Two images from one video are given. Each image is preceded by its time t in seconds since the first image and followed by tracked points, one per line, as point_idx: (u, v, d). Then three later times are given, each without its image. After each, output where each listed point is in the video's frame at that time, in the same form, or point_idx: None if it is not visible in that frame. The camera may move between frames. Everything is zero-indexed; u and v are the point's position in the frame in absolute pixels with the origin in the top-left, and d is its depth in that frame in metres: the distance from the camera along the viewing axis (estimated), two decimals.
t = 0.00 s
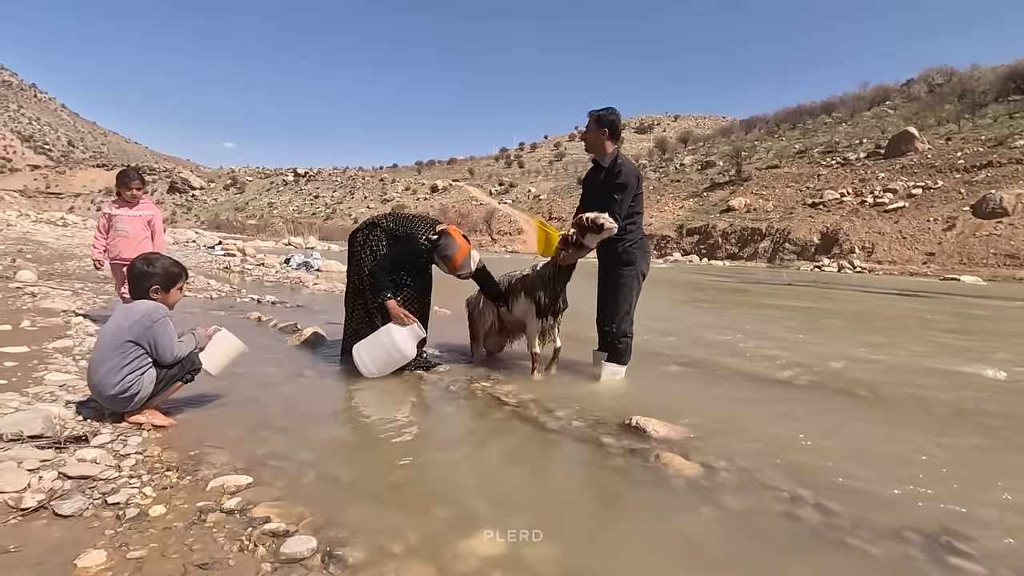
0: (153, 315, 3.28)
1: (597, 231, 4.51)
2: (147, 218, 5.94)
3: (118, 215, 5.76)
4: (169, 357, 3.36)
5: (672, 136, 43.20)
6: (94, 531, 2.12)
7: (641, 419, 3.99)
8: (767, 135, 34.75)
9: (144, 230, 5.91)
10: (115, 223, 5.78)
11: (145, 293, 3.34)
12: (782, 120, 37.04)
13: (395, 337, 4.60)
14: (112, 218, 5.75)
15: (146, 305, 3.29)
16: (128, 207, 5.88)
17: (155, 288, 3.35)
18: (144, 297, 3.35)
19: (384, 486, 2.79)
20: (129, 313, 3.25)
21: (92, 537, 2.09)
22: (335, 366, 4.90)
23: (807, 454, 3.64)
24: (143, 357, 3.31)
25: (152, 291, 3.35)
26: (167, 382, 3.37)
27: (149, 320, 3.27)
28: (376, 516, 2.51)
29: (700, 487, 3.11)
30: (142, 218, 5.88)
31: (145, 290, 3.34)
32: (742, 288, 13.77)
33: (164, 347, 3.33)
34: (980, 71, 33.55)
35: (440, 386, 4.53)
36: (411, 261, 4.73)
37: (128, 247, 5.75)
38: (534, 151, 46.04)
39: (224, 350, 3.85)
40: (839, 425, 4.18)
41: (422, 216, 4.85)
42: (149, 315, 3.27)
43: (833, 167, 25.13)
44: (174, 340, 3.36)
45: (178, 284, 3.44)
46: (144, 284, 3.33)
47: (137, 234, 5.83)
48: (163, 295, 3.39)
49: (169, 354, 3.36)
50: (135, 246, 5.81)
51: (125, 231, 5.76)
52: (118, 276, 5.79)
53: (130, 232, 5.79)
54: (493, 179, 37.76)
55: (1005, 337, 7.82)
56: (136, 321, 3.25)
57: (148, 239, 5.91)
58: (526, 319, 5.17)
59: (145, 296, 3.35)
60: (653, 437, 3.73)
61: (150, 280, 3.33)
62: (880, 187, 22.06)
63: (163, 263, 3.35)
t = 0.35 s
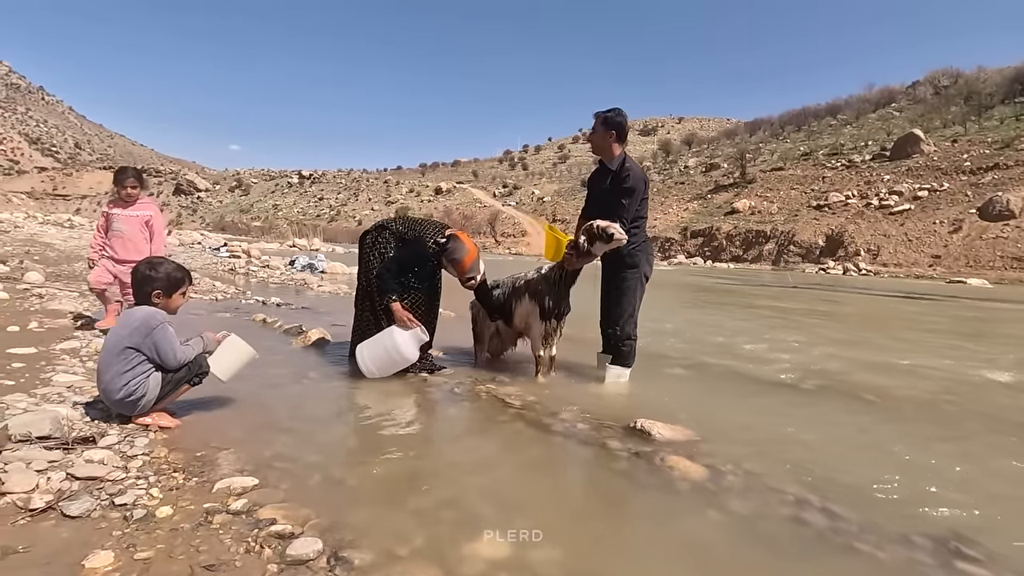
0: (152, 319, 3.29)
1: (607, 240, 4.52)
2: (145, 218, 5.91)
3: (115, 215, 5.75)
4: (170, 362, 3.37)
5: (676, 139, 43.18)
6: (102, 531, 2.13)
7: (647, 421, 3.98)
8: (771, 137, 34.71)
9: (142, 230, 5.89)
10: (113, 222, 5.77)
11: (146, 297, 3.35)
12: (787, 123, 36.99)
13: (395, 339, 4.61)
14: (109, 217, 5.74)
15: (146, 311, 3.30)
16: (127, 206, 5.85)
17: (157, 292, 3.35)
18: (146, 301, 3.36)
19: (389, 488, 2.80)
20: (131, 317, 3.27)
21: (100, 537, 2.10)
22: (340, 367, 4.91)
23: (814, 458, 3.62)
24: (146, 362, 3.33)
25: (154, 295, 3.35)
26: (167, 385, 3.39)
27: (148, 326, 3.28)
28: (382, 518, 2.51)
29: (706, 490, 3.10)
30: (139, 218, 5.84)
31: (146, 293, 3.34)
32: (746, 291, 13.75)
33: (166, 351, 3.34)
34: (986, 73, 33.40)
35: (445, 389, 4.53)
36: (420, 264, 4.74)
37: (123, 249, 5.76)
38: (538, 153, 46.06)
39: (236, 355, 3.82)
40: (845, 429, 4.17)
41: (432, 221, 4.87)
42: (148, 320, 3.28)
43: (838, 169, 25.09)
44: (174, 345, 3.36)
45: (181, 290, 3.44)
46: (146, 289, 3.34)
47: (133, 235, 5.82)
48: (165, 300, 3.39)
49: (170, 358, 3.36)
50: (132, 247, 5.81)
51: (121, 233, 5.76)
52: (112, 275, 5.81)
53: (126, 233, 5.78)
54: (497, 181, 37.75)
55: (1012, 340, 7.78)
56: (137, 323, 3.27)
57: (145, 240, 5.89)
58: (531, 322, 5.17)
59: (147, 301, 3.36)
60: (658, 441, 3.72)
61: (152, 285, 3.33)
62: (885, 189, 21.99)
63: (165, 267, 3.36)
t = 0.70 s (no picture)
0: (158, 322, 3.31)
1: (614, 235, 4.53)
2: (120, 214, 5.68)
3: (89, 214, 5.52)
4: (176, 365, 3.38)
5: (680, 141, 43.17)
6: (107, 532, 2.15)
7: (650, 424, 3.97)
8: (775, 139, 34.66)
9: (119, 227, 5.66)
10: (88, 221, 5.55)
11: (153, 300, 3.37)
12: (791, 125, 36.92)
13: (403, 341, 4.68)
14: (83, 217, 5.53)
15: (151, 314, 3.31)
16: (100, 203, 5.62)
17: (164, 296, 3.37)
18: (152, 304, 3.38)
19: (393, 490, 2.81)
20: (136, 320, 3.29)
21: (106, 538, 2.11)
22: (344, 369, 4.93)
23: (819, 461, 3.61)
24: (152, 365, 3.35)
25: (160, 299, 3.37)
26: (175, 386, 3.42)
27: (152, 329, 3.29)
28: (385, 519, 2.52)
29: (710, 493, 3.10)
30: (115, 215, 5.62)
31: (153, 295, 3.36)
32: (750, 293, 13.72)
33: (172, 355, 3.36)
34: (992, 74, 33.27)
35: (448, 390, 4.54)
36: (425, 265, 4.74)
37: (101, 249, 5.54)
38: (541, 155, 46.06)
39: (240, 359, 3.83)
40: (849, 433, 4.16)
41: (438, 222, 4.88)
42: (153, 324, 3.29)
43: (842, 171, 25.03)
44: (179, 348, 3.37)
45: (187, 294, 3.45)
46: (152, 291, 3.35)
47: (111, 234, 5.61)
48: (171, 304, 3.40)
49: (175, 360, 3.37)
50: (112, 246, 5.59)
51: (99, 232, 5.53)
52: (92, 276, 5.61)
53: (103, 232, 5.57)
54: (500, 183, 37.75)
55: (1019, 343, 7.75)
56: (143, 326, 3.28)
57: (124, 237, 5.67)
58: (535, 322, 5.18)
59: (154, 304, 3.38)
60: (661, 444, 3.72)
61: (158, 288, 3.35)
62: (890, 192, 21.93)
63: (172, 271, 3.38)
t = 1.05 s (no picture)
0: (162, 323, 3.32)
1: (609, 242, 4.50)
2: (103, 206, 5.36)
3: (68, 204, 5.21)
4: (181, 366, 3.40)
5: (684, 143, 43.09)
6: (112, 532, 2.16)
7: (653, 427, 3.97)
8: (779, 141, 34.60)
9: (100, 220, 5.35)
10: (67, 212, 5.27)
11: (157, 303, 3.38)
12: (795, 127, 36.83)
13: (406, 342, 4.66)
14: (62, 208, 5.24)
15: (154, 316, 3.33)
16: (81, 194, 5.31)
17: (167, 298, 3.38)
18: (156, 306, 3.39)
19: (395, 491, 2.81)
20: (140, 322, 3.30)
21: (110, 538, 2.12)
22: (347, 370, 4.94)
23: (822, 464, 3.60)
24: (155, 367, 3.36)
25: (163, 301, 3.38)
26: (180, 388, 3.45)
27: (155, 331, 3.30)
28: (387, 520, 2.52)
29: (712, 496, 3.09)
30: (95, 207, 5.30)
31: (156, 297, 3.37)
32: (754, 295, 13.69)
33: (176, 357, 3.37)
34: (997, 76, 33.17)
35: (451, 392, 4.55)
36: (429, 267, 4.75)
37: (79, 242, 5.25)
38: (544, 157, 46.06)
39: (241, 360, 3.85)
40: (854, 436, 4.14)
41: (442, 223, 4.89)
42: (156, 326, 3.30)
43: (847, 173, 24.98)
44: (181, 349, 3.37)
45: (191, 296, 3.46)
46: (155, 293, 3.36)
47: (91, 226, 5.30)
48: (175, 307, 3.41)
49: (179, 361, 3.38)
50: (91, 240, 5.29)
51: (76, 224, 5.24)
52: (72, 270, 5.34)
53: (83, 225, 5.26)
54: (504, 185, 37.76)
55: None
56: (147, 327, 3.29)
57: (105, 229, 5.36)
58: (535, 324, 5.18)
59: (157, 306, 3.39)
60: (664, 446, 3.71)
61: (161, 291, 3.36)
62: (894, 194, 21.89)
63: (177, 273, 3.40)
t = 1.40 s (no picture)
0: (166, 325, 3.33)
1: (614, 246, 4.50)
2: (88, 205, 4.83)
3: (50, 201, 4.74)
4: (185, 367, 3.40)
5: (687, 144, 43.03)
6: (115, 533, 2.16)
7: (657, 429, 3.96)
8: (783, 142, 34.53)
9: (84, 219, 4.82)
10: (50, 210, 4.77)
11: (159, 304, 3.38)
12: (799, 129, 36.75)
13: (416, 338, 4.64)
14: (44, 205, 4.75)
15: (157, 317, 3.33)
16: (67, 190, 4.80)
17: (170, 299, 3.38)
18: (159, 307, 3.39)
19: (398, 493, 2.81)
20: (143, 323, 3.30)
21: (114, 539, 2.12)
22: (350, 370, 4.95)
23: (827, 467, 3.59)
24: (158, 368, 3.36)
25: (166, 302, 3.39)
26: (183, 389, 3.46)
27: (159, 332, 3.30)
28: (390, 521, 2.52)
29: (716, 499, 3.09)
30: (79, 205, 4.78)
31: (159, 297, 3.37)
32: (758, 297, 13.68)
33: (179, 358, 3.37)
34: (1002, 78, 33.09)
35: (453, 394, 4.55)
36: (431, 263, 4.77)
37: (58, 243, 4.74)
38: (547, 159, 46.06)
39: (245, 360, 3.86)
40: (858, 439, 4.13)
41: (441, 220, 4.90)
42: (160, 327, 3.31)
43: (850, 175, 24.95)
44: (185, 349, 3.38)
45: (194, 296, 3.47)
46: (158, 294, 3.36)
47: (73, 227, 4.78)
48: (178, 308, 3.42)
49: (182, 360, 3.39)
50: (72, 241, 4.77)
51: (57, 224, 4.72)
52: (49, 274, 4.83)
53: (64, 225, 4.75)
54: (507, 187, 37.77)
55: None
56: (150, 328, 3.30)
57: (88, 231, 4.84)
58: (538, 326, 5.19)
59: (160, 307, 3.40)
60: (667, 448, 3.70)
61: (165, 291, 3.36)
62: (899, 196, 21.85)
63: (182, 274, 3.42)
